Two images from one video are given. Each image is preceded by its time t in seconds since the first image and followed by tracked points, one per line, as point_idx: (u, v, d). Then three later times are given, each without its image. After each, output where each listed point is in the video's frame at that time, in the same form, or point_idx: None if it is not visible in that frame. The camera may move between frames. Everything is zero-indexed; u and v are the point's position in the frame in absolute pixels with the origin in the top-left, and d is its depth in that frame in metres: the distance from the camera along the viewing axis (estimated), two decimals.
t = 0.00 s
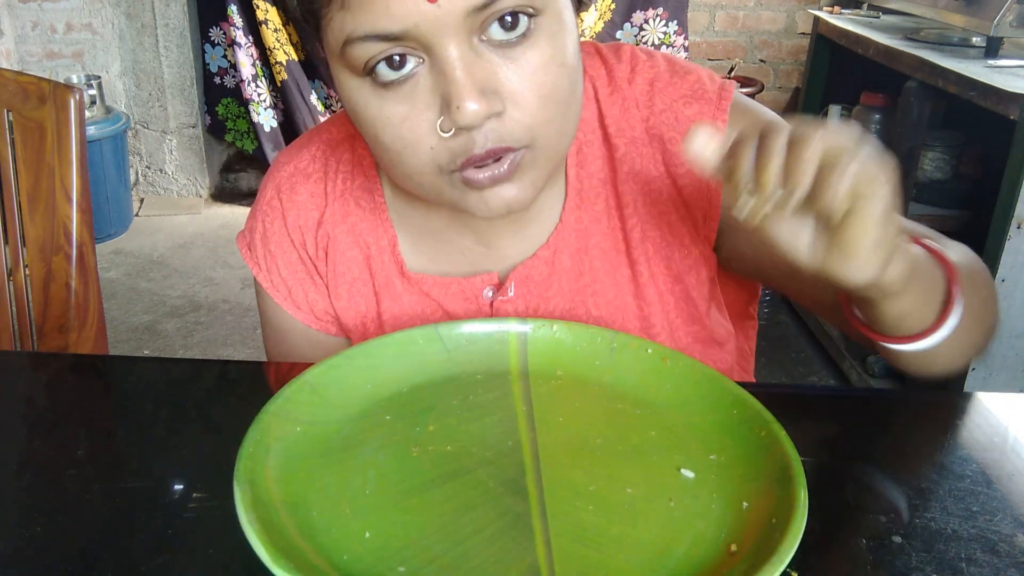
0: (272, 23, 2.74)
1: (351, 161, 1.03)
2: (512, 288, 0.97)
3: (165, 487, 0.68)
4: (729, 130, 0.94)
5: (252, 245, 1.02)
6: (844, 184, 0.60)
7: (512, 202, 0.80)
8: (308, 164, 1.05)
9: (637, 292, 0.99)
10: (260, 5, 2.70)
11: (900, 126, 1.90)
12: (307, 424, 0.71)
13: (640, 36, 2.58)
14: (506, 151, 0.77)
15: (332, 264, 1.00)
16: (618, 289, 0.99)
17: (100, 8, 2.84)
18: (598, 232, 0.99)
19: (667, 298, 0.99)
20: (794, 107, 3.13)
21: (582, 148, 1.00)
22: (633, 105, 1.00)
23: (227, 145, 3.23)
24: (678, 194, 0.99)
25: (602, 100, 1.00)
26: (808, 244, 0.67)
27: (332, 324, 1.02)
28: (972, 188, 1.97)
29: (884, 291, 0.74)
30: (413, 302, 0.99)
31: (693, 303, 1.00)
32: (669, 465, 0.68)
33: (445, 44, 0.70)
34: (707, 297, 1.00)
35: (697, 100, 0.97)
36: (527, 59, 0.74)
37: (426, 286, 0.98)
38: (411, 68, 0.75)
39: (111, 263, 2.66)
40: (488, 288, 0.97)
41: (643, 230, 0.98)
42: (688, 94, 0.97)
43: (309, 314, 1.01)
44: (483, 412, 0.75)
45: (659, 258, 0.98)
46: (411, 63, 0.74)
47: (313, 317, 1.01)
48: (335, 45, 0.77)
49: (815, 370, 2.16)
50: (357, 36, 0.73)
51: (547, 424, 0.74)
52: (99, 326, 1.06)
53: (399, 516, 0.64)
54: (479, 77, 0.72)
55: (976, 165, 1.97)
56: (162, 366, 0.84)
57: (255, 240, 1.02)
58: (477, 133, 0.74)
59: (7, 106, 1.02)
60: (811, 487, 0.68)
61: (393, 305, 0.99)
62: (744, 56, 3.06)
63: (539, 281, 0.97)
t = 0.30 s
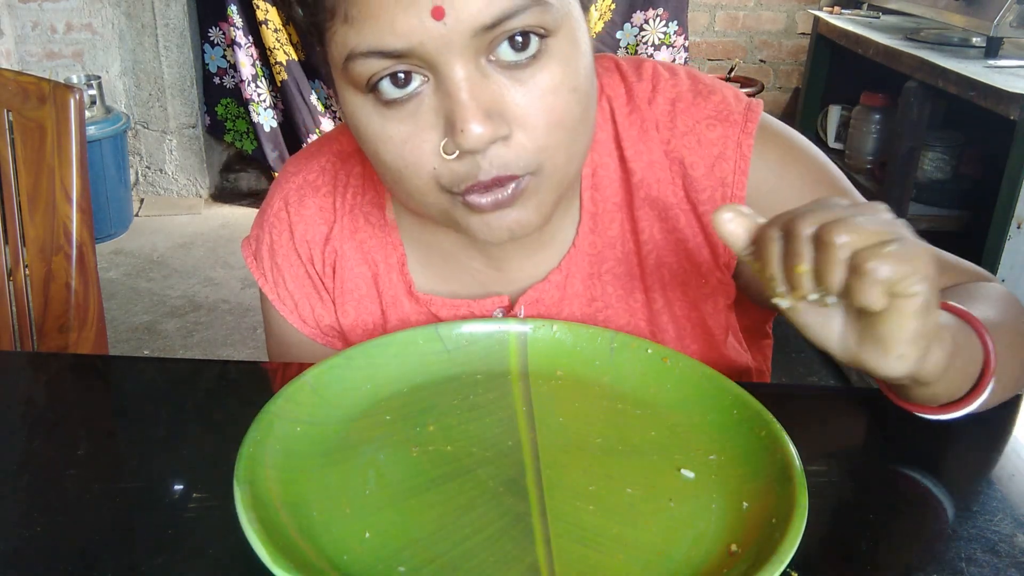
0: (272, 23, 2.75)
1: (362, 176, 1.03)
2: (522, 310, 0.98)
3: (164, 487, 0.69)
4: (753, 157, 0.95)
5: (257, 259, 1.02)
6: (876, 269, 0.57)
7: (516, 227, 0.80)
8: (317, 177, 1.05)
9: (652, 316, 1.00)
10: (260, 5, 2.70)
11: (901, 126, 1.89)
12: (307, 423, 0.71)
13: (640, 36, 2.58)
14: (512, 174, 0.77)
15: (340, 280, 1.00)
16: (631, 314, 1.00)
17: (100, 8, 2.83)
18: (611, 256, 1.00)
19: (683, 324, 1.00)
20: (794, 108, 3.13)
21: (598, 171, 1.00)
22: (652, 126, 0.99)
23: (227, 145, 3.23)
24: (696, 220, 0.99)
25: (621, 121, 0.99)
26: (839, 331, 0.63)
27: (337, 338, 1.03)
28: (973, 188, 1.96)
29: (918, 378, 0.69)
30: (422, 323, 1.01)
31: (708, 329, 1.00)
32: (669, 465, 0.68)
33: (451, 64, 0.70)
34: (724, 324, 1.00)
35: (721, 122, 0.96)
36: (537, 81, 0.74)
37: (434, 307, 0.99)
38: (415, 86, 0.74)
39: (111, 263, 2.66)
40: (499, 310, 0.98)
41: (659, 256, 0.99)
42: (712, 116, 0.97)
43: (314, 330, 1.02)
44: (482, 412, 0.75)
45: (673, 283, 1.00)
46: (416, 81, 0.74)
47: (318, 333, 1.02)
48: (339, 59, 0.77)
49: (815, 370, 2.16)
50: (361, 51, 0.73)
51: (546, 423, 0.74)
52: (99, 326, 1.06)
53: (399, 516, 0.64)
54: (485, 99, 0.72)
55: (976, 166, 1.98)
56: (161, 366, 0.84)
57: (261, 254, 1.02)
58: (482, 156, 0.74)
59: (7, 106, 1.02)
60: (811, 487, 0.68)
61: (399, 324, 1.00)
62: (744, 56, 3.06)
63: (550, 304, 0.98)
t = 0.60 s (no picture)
0: (272, 23, 2.75)
1: (367, 178, 1.03)
2: (525, 312, 0.99)
3: (164, 487, 0.69)
4: (758, 163, 0.95)
5: (260, 261, 1.02)
6: (891, 266, 0.57)
7: (517, 238, 0.81)
8: (323, 180, 1.04)
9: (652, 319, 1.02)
10: (260, 5, 2.71)
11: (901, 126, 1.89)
12: (306, 422, 0.71)
13: (640, 36, 2.58)
14: (517, 186, 0.77)
15: (344, 283, 1.00)
16: (632, 317, 1.02)
17: (100, 8, 2.83)
18: (615, 261, 1.00)
19: (685, 328, 1.02)
20: (794, 108, 3.13)
21: (604, 175, 0.99)
22: (658, 131, 0.98)
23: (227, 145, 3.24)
24: (699, 224, 0.99)
25: (626, 125, 0.98)
26: (850, 325, 0.65)
27: (341, 341, 1.04)
28: (973, 187, 1.96)
29: (927, 373, 0.70)
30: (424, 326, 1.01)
31: (710, 332, 1.01)
32: (669, 465, 0.68)
33: (460, 73, 0.70)
34: (727, 328, 1.01)
35: (726, 127, 0.95)
36: (544, 96, 0.74)
37: (437, 312, 0.99)
38: (424, 91, 0.74)
39: (111, 263, 2.66)
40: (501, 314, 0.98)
41: (662, 259, 0.99)
42: (718, 121, 0.96)
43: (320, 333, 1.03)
44: (482, 412, 0.75)
45: (676, 286, 1.00)
46: (424, 87, 0.74)
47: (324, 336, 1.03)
48: (348, 59, 0.77)
49: (815, 370, 2.16)
50: (369, 54, 0.73)
51: (546, 423, 0.74)
52: (100, 326, 1.06)
53: (399, 517, 0.64)
54: (491, 111, 0.72)
55: (976, 166, 1.97)
56: (162, 366, 0.84)
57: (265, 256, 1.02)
58: (486, 166, 0.74)
59: (7, 106, 1.02)
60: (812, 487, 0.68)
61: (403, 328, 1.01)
62: (744, 56, 3.06)
63: (552, 308, 1.00)
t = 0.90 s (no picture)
0: (271, 23, 2.76)
1: (370, 163, 1.02)
2: (523, 290, 0.97)
3: (165, 487, 0.69)
4: (744, 133, 0.95)
5: (265, 247, 1.03)
6: None
7: (464, 203, 0.81)
8: (326, 165, 1.04)
9: (648, 296, 1.01)
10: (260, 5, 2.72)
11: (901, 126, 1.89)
12: (306, 423, 0.71)
13: (640, 36, 2.58)
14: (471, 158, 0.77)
15: (347, 266, 1.00)
16: (626, 290, 1.00)
17: (100, 8, 2.83)
18: (609, 234, 0.99)
19: (680, 301, 1.02)
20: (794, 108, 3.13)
21: (600, 150, 0.99)
22: (649, 105, 0.99)
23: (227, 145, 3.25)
24: (691, 195, 0.99)
25: (619, 103, 1.00)
26: None
27: (344, 325, 1.03)
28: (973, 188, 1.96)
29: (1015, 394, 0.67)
30: (421, 306, 1.00)
31: (705, 306, 1.02)
32: (669, 465, 0.68)
33: (439, 46, 0.70)
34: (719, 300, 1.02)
35: (715, 98, 0.96)
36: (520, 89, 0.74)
37: (434, 291, 0.97)
38: (404, 55, 0.73)
39: (111, 263, 2.66)
40: (499, 292, 0.97)
41: (655, 233, 0.99)
42: (706, 93, 0.97)
43: (322, 315, 1.02)
44: (483, 412, 0.75)
45: (670, 259, 1.00)
46: (406, 52, 0.73)
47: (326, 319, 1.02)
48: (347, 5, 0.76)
49: (815, 370, 2.16)
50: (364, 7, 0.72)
51: (546, 423, 0.74)
52: (99, 326, 1.06)
53: (400, 517, 0.64)
54: (460, 87, 0.72)
55: (976, 166, 2.00)
56: (161, 366, 0.84)
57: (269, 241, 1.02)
58: (443, 137, 0.75)
59: (7, 106, 1.02)
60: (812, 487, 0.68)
61: (404, 311, 1.00)
62: (744, 56, 3.05)
63: (550, 281, 0.98)
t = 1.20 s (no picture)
0: (271, 23, 2.76)
1: (372, 162, 1.02)
2: (526, 287, 0.97)
3: (164, 487, 0.69)
4: (744, 129, 0.96)
5: (266, 247, 1.03)
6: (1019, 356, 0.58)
7: (492, 182, 0.79)
8: (327, 165, 1.03)
9: (650, 293, 1.01)
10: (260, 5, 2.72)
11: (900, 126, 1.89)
12: (307, 423, 0.71)
13: (640, 36, 2.58)
14: (501, 124, 0.76)
15: (349, 268, 1.00)
16: (629, 288, 1.01)
17: (99, 8, 2.83)
18: (611, 232, 1.00)
19: (682, 299, 1.02)
20: (794, 108, 3.12)
21: (602, 147, 0.99)
22: (650, 102, 0.99)
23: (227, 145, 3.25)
24: (692, 193, 0.99)
25: (620, 100, 1.00)
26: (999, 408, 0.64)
27: (344, 325, 1.03)
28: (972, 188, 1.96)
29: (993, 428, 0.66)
30: (423, 306, 1.00)
31: (706, 304, 1.03)
32: (669, 465, 0.68)
33: (462, 8, 0.72)
34: (720, 297, 1.03)
35: (715, 96, 0.97)
36: (544, 44, 0.75)
37: (436, 290, 0.98)
38: (426, 22, 0.75)
39: (111, 263, 2.66)
40: (500, 289, 0.97)
41: (657, 230, 1.00)
42: (706, 91, 0.98)
43: (322, 314, 1.02)
44: (483, 412, 0.75)
45: (671, 258, 1.01)
46: (428, 19, 0.75)
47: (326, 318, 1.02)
48: None
49: (815, 370, 2.16)
50: None
51: (546, 423, 0.74)
52: (99, 326, 1.06)
53: (400, 517, 0.64)
54: (485, 47, 0.73)
55: (976, 166, 1.98)
56: (161, 366, 0.84)
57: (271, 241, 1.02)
58: (471, 100, 0.74)
59: (7, 106, 1.02)
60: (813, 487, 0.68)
61: (406, 310, 1.00)
62: (744, 56, 3.05)
63: (552, 279, 0.98)
